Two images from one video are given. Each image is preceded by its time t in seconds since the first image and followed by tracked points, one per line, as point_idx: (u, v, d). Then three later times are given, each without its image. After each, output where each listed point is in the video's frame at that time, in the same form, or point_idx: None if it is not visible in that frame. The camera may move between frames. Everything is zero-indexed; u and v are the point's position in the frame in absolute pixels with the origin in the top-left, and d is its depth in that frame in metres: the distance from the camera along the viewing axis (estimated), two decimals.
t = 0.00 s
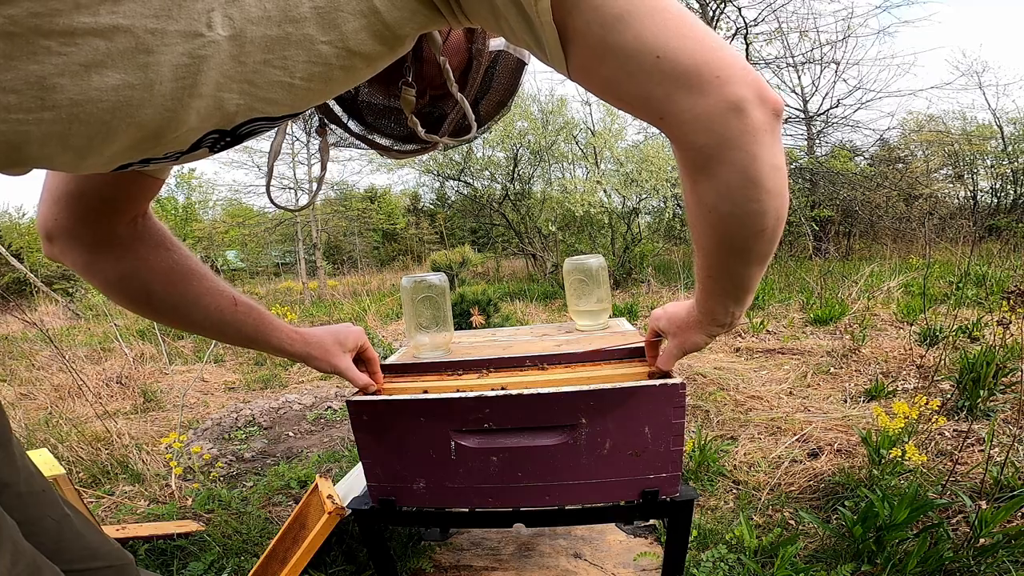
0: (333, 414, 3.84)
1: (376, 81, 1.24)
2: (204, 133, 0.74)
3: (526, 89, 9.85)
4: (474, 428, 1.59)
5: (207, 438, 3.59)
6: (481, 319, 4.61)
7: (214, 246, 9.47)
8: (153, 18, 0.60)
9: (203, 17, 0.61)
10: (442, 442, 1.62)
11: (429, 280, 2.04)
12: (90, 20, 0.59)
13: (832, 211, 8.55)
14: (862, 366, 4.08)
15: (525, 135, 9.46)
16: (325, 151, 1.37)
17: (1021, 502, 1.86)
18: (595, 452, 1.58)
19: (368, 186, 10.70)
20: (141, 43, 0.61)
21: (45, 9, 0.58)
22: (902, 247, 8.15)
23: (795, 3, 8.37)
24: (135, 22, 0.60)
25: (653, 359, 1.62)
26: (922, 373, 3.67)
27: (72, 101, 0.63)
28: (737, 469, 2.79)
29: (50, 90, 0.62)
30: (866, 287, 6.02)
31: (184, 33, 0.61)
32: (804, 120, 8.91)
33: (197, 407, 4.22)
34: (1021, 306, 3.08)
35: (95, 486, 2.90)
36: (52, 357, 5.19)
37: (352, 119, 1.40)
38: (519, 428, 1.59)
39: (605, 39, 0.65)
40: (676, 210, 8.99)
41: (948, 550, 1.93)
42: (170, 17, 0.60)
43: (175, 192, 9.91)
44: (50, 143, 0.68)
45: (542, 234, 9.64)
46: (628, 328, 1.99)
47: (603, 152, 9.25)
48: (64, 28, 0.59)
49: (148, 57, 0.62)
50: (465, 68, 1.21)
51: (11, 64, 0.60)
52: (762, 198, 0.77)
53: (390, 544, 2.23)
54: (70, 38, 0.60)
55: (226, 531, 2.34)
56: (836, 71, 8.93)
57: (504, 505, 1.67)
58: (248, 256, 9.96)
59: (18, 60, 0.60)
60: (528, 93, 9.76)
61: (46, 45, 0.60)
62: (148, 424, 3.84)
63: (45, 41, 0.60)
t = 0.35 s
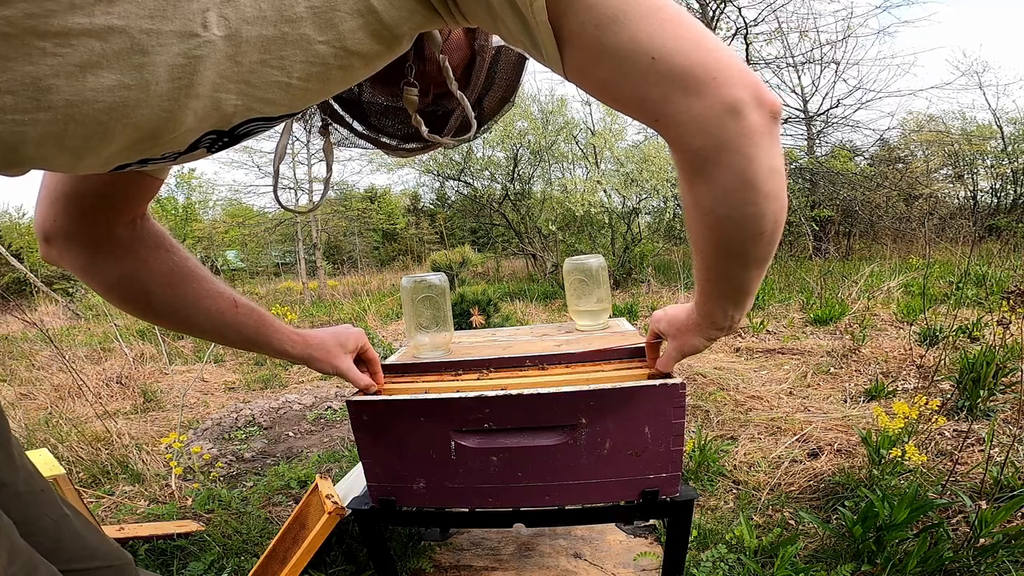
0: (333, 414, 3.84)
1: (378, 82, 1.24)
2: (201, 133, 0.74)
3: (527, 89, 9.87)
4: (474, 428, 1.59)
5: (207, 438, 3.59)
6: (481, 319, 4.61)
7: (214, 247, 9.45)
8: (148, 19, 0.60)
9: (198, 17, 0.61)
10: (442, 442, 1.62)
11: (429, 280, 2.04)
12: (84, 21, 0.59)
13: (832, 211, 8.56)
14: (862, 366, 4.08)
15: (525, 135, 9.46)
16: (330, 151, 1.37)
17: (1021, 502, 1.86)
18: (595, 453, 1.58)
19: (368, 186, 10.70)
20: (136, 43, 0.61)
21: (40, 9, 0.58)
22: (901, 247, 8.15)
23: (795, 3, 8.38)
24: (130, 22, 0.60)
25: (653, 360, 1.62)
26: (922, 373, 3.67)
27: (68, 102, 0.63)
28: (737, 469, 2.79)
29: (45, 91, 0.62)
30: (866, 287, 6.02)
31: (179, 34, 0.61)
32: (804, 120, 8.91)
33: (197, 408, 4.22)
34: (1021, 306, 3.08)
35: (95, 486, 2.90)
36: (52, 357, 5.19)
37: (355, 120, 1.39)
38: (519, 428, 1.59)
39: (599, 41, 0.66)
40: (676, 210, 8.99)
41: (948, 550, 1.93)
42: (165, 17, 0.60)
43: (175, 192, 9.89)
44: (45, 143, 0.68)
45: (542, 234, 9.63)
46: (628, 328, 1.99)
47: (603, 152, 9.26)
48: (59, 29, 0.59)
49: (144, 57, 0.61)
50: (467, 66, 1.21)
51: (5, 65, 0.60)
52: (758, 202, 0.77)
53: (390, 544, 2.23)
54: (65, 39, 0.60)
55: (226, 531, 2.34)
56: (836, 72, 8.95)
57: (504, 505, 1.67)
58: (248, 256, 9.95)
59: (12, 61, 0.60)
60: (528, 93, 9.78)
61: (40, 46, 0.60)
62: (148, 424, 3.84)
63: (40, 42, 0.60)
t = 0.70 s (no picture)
0: (333, 414, 3.84)
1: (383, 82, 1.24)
2: (196, 131, 0.73)
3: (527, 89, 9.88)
4: (474, 428, 1.59)
5: (207, 438, 3.60)
6: (481, 319, 4.61)
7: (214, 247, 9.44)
8: (140, 16, 0.60)
9: (191, 15, 0.61)
10: (442, 442, 1.62)
11: (429, 280, 2.04)
12: (73, 19, 0.60)
13: (832, 211, 8.57)
14: (862, 366, 4.08)
15: (525, 135, 9.46)
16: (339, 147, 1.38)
17: (1021, 502, 1.86)
18: (595, 452, 1.58)
19: (368, 186, 10.70)
20: (127, 41, 0.61)
21: (30, 7, 0.59)
22: (901, 247, 8.15)
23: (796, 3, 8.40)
24: (121, 21, 0.60)
25: (653, 360, 1.61)
26: (923, 373, 3.67)
27: (58, 100, 0.63)
28: (737, 469, 2.79)
29: (34, 90, 0.62)
30: (866, 287, 6.02)
31: (172, 31, 0.61)
32: (804, 120, 8.90)
33: (197, 408, 4.22)
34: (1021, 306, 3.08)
35: (95, 486, 2.90)
36: (52, 357, 5.19)
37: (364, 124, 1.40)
38: (519, 428, 1.59)
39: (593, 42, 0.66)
40: (676, 210, 8.99)
41: (948, 550, 1.93)
42: (158, 15, 0.61)
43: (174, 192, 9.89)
44: (36, 142, 0.68)
45: (542, 234, 9.62)
46: (628, 328, 1.99)
47: (603, 152, 9.25)
48: (48, 27, 0.60)
49: (136, 56, 0.62)
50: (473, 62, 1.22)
51: None
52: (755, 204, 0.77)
53: (390, 544, 2.23)
54: (54, 37, 0.60)
55: (226, 531, 2.34)
56: (835, 72, 8.97)
57: (504, 505, 1.67)
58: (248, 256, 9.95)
59: (2, 60, 0.61)
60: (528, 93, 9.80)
61: (29, 44, 0.60)
62: (148, 424, 3.84)
63: (28, 40, 0.60)
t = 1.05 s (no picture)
0: (333, 414, 3.84)
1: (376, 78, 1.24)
2: (189, 130, 0.73)
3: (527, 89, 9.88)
4: (474, 428, 1.59)
5: (207, 438, 3.60)
6: (481, 319, 4.61)
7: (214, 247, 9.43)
8: (128, 12, 0.61)
9: (181, 10, 0.62)
10: (442, 442, 1.62)
11: (429, 280, 2.04)
12: (59, 15, 0.60)
13: (832, 211, 8.57)
14: (863, 366, 4.08)
15: (525, 135, 9.46)
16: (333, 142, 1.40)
17: (1021, 502, 1.86)
18: (595, 452, 1.58)
19: (368, 186, 10.70)
20: (115, 37, 0.61)
21: (15, 4, 0.59)
22: (901, 247, 8.15)
23: (796, 2, 8.39)
24: (109, 16, 0.60)
25: (653, 360, 1.61)
26: (923, 373, 3.67)
27: (44, 98, 0.63)
28: (737, 469, 2.79)
29: (21, 88, 0.63)
30: (866, 287, 6.02)
31: (161, 27, 0.61)
32: (804, 120, 8.89)
33: (197, 408, 4.22)
34: (1021, 306, 3.08)
35: (95, 486, 2.90)
36: (52, 357, 5.19)
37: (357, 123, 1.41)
38: (519, 428, 1.59)
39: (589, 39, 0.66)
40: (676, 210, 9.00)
41: (948, 550, 1.93)
42: (146, 10, 0.61)
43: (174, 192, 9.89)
44: (23, 141, 0.67)
45: (542, 234, 9.61)
46: (628, 328, 1.99)
47: (603, 152, 9.25)
48: (32, 23, 0.60)
49: (124, 52, 0.62)
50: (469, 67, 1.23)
51: None
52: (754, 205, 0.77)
53: (390, 544, 2.23)
54: (39, 34, 0.61)
55: (226, 532, 2.34)
56: (835, 72, 8.96)
57: (504, 505, 1.67)
58: (248, 256, 9.95)
59: None
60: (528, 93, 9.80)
61: (15, 41, 0.61)
62: (148, 424, 3.84)
63: (14, 37, 0.61)
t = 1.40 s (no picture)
0: (333, 414, 3.84)
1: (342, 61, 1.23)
2: (162, 112, 0.70)
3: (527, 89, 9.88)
4: (474, 428, 1.59)
5: (207, 438, 3.60)
6: (481, 319, 4.61)
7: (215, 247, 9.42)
8: None
9: None
10: (442, 442, 1.62)
11: (429, 280, 2.04)
12: None
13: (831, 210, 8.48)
14: (863, 366, 4.08)
15: (525, 135, 9.47)
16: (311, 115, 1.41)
17: (1020, 501, 1.86)
18: (595, 452, 1.58)
19: (368, 186, 10.72)
20: (68, 23, 0.58)
21: None
22: (902, 247, 8.16)
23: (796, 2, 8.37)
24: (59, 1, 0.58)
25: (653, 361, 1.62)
26: (923, 373, 3.67)
27: None
28: (738, 469, 2.79)
29: None
30: (866, 287, 6.02)
31: (118, 9, 0.59)
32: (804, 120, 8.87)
33: (197, 408, 4.22)
34: (1022, 306, 3.07)
35: (95, 486, 2.91)
36: (53, 357, 5.19)
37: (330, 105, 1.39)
38: (519, 428, 1.59)
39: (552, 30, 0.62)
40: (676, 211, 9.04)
41: (948, 549, 1.93)
42: None
43: (175, 192, 9.90)
44: None
45: (542, 234, 9.60)
46: (628, 328, 1.99)
47: (603, 152, 9.25)
48: None
49: (79, 37, 0.59)
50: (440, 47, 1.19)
51: None
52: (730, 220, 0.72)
53: (390, 544, 2.23)
54: None
55: (226, 531, 2.34)
56: (835, 71, 8.97)
57: (504, 505, 1.67)
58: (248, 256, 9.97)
59: None
60: (528, 93, 9.81)
61: None
62: (148, 424, 3.84)
63: None
